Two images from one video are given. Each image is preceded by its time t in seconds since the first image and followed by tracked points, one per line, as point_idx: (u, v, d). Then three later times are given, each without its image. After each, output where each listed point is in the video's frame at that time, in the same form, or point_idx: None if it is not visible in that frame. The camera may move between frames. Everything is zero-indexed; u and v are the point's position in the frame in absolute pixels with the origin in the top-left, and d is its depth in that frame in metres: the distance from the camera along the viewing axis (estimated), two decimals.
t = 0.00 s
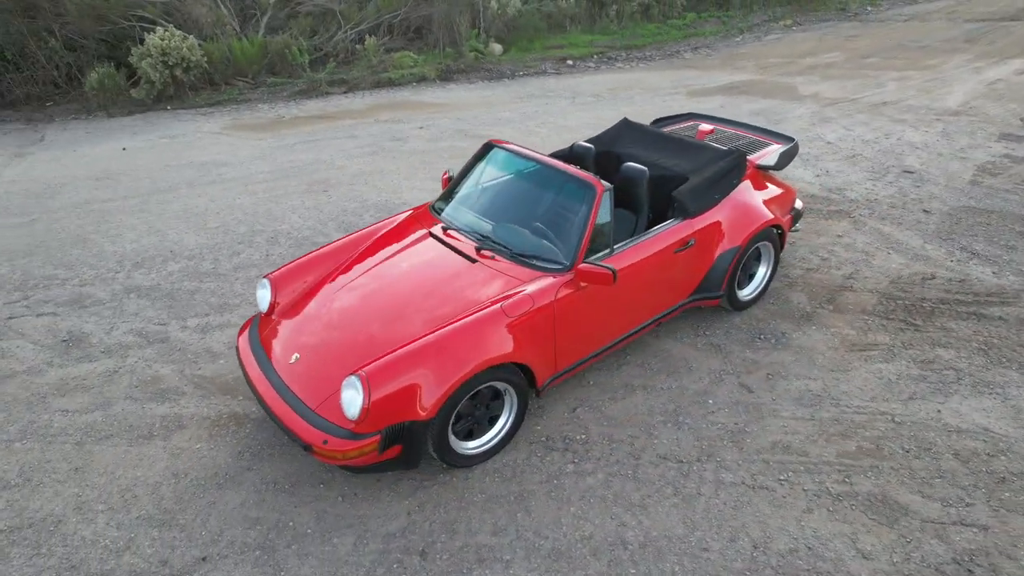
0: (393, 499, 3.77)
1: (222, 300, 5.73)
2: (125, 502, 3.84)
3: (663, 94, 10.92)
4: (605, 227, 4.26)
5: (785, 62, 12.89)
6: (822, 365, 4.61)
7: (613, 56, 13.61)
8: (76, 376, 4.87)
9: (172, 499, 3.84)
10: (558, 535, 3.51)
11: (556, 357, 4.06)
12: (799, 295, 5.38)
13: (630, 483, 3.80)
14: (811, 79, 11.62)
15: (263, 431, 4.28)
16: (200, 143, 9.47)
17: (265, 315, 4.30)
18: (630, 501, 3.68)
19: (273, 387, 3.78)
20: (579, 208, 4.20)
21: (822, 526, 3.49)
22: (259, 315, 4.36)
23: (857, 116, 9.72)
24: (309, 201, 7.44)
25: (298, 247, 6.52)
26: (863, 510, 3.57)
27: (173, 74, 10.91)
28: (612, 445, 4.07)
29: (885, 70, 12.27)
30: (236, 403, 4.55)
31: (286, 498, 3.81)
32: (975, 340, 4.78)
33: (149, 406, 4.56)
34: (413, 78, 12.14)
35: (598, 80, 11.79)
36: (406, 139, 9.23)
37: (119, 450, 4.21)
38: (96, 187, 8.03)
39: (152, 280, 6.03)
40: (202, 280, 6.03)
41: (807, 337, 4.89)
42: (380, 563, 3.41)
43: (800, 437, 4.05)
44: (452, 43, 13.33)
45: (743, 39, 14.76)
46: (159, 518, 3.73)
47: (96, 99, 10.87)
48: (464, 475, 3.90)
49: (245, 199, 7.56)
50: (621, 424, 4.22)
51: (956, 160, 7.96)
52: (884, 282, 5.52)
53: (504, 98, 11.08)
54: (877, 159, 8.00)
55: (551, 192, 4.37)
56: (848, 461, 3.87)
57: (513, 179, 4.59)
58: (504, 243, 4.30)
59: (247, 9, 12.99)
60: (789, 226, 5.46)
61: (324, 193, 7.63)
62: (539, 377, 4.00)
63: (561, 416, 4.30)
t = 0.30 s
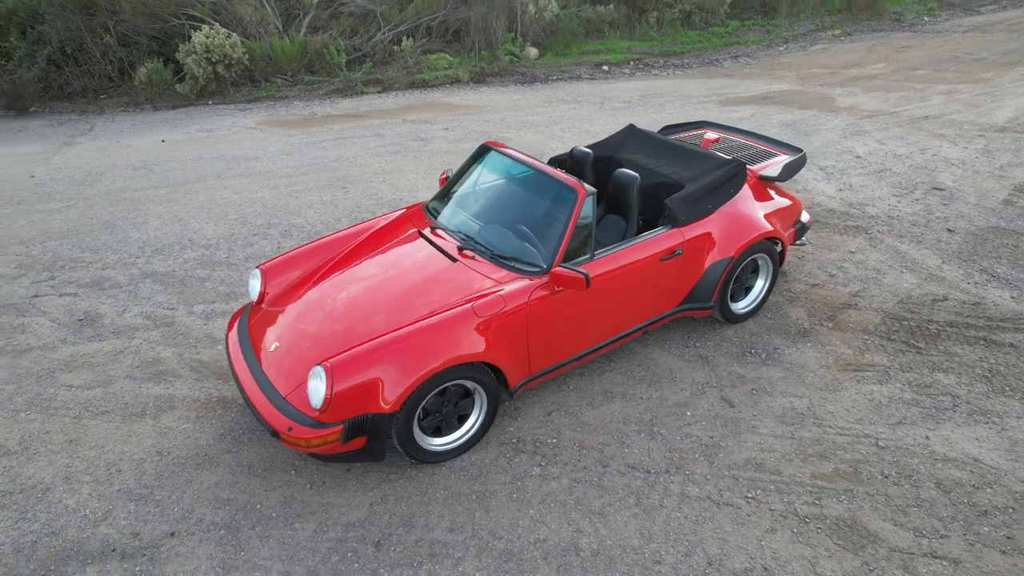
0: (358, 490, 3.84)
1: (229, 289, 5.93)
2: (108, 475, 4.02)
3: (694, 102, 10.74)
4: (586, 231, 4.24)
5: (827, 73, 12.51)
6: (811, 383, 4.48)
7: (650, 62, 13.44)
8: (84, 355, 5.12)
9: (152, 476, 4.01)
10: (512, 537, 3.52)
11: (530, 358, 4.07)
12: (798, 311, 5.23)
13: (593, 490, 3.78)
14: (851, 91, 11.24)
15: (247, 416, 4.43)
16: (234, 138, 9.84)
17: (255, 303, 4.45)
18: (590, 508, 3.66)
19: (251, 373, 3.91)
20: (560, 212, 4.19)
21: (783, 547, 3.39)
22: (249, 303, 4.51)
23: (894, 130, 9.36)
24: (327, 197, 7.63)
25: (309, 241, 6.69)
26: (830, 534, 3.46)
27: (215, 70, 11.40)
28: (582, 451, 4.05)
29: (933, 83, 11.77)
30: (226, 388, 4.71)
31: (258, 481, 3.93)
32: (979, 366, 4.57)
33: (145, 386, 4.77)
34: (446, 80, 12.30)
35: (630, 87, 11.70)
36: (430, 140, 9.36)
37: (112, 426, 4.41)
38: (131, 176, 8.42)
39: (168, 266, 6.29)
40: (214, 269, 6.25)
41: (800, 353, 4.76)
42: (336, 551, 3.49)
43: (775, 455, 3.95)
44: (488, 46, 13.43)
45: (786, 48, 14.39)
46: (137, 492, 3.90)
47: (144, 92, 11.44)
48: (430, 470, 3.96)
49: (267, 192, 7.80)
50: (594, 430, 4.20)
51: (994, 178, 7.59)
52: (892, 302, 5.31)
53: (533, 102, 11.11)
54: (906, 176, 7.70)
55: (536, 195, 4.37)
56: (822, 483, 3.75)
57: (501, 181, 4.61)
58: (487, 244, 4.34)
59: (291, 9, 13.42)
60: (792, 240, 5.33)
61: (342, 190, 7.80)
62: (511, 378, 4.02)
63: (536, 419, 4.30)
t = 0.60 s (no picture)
0: (329, 480, 3.93)
1: (243, 279, 6.14)
2: (103, 449, 4.23)
3: (731, 113, 10.51)
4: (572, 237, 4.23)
5: (878, 87, 12.03)
6: (802, 405, 4.33)
7: (693, 71, 13.20)
8: (100, 333, 5.39)
9: (142, 452, 4.20)
10: (470, 538, 3.53)
11: (507, 362, 4.08)
12: (802, 331, 5.06)
13: (559, 498, 3.76)
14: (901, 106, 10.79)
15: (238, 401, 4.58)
16: (272, 136, 10.21)
17: (252, 294, 4.61)
18: (552, 516, 3.65)
19: (237, 360, 4.06)
20: (545, 218, 4.19)
21: (742, 571, 3.30)
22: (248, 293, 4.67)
23: (940, 148, 8.94)
24: (349, 195, 7.81)
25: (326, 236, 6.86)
26: (794, 562, 3.34)
27: (262, 68, 11.92)
28: (554, 459, 4.03)
29: (992, 99, 11.16)
30: (224, 373, 4.88)
31: (238, 465, 4.06)
32: (986, 399, 4.32)
33: (150, 366, 4.99)
34: (485, 84, 12.42)
35: (668, 95, 11.54)
36: (459, 144, 9.47)
37: (114, 402, 4.64)
38: (172, 167, 8.83)
39: (190, 255, 6.57)
40: (233, 259, 6.49)
41: (795, 374, 4.61)
42: (298, 537, 3.58)
43: (752, 476, 3.83)
44: (529, 52, 13.47)
45: (838, 61, 13.92)
46: (126, 467, 4.09)
47: (195, 87, 12.05)
48: (402, 466, 4.01)
49: (294, 188, 8.05)
50: (570, 439, 4.17)
51: None
52: (904, 326, 5.08)
53: (567, 108, 11.09)
54: (944, 196, 7.35)
55: (525, 199, 4.38)
56: (795, 508, 3.63)
57: (494, 185, 4.64)
58: (474, 246, 4.37)
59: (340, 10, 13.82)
60: (799, 258, 5.17)
61: (365, 189, 7.99)
62: (486, 380, 4.04)
63: (514, 424, 4.30)
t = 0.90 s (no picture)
0: (305, 466, 4.03)
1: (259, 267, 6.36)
2: (103, 421, 4.46)
3: (771, 122, 10.21)
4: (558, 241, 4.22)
5: (935, 99, 11.45)
6: (789, 425, 4.18)
7: (739, 78, 12.87)
8: (119, 312, 5.67)
9: (137, 426, 4.40)
10: (430, 534, 3.57)
11: (485, 361, 4.10)
12: (804, 348, 4.89)
13: (524, 500, 3.75)
14: (955, 120, 10.25)
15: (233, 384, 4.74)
16: (311, 130, 10.51)
17: (252, 282, 4.78)
18: (513, 518, 3.65)
19: (229, 346, 4.23)
20: (531, 220, 4.19)
21: None
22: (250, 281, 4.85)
23: (991, 165, 8.45)
24: (373, 191, 7.98)
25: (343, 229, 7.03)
26: None
27: (308, 64, 12.37)
28: (527, 461, 4.02)
29: None
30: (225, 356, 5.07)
31: (222, 444, 4.21)
32: (991, 431, 4.07)
33: (159, 345, 5.22)
34: (525, 85, 12.43)
35: (708, 102, 11.29)
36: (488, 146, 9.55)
37: (120, 377, 4.88)
38: (212, 158, 9.21)
39: (214, 242, 6.84)
40: (253, 247, 6.72)
41: (788, 393, 4.46)
42: (267, 518, 3.69)
43: (723, 494, 3.73)
44: (571, 55, 13.42)
45: (896, 71, 13.31)
46: (121, 439, 4.30)
47: (245, 81, 12.58)
48: (377, 458, 4.07)
49: (322, 182, 8.27)
50: (546, 443, 4.15)
51: None
52: (915, 350, 4.84)
53: (603, 112, 11.00)
54: (984, 216, 6.95)
55: (515, 201, 4.38)
56: (763, 530, 3.51)
57: (488, 186, 4.66)
58: (463, 245, 4.40)
59: (388, 9, 14.09)
60: (806, 273, 5.01)
61: (390, 185, 8.14)
62: (463, 378, 4.07)
63: (493, 423, 4.31)
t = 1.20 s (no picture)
0: (288, 449, 4.15)
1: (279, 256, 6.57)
2: (112, 394, 4.72)
3: (815, 134, 9.87)
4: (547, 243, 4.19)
5: (1001, 115, 10.79)
6: (775, 445, 4.04)
7: (790, 87, 12.48)
8: (144, 292, 5.98)
9: (141, 400, 4.63)
10: (393, 525, 3.62)
11: (467, 359, 4.13)
12: (806, 368, 4.71)
13: (491, 500, 3.76)
14: (1019, 138, 9.64)
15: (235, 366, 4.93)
16: (352, 126, 10.79)
17: (258, 270, 4.98)
18: (477, 516, 3.67)
19: (226, 329, 4.41)
20: (520, 220, 4.20)
21: None
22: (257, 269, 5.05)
23: None
24: (400, 187, 8.13)
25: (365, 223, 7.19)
26: None
27: (355, 61, 12.74)
28: (501, 461, 4.03)
29: None
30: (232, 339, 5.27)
31: (215, 423, 4.39)
32: (993, 467, 3.83)
33: (174, 325, 5.47)
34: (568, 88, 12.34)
35: (752, 111, 11.00)
36: (521, 148, 9.57)
37: (134, 353, 5.14)
38: (255, 150, 9.58)
39: (242, 230, 7.12)
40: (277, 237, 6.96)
41: (781, 412, 4.31)
42: (243, 497, 3.83)
43: (693, 510, 3.65)
44: (617, 59, 13.30)
45: (962, 83, 12.62)
46: (124, 411, 4.53)
47: (296, 76, 13.07)
48: (356, 447, 4.16)
49: (353, 177, 8.48)
50: (523, 445, 4.15)
51: None
52: (926, 377, 4.59)
53: (642, 117, 10.86)
54: None
55: (508, 202, 4.39)
56: (727, 550, 3.41)
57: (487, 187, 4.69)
58: (454, 243, 4.43)
59: (439, 10, 14.29)
60: (813, 290, 4.83)
61: (417, 183, 8.27)
62: (444, 374, 4.12)
63: (474, 422, 4.33)
